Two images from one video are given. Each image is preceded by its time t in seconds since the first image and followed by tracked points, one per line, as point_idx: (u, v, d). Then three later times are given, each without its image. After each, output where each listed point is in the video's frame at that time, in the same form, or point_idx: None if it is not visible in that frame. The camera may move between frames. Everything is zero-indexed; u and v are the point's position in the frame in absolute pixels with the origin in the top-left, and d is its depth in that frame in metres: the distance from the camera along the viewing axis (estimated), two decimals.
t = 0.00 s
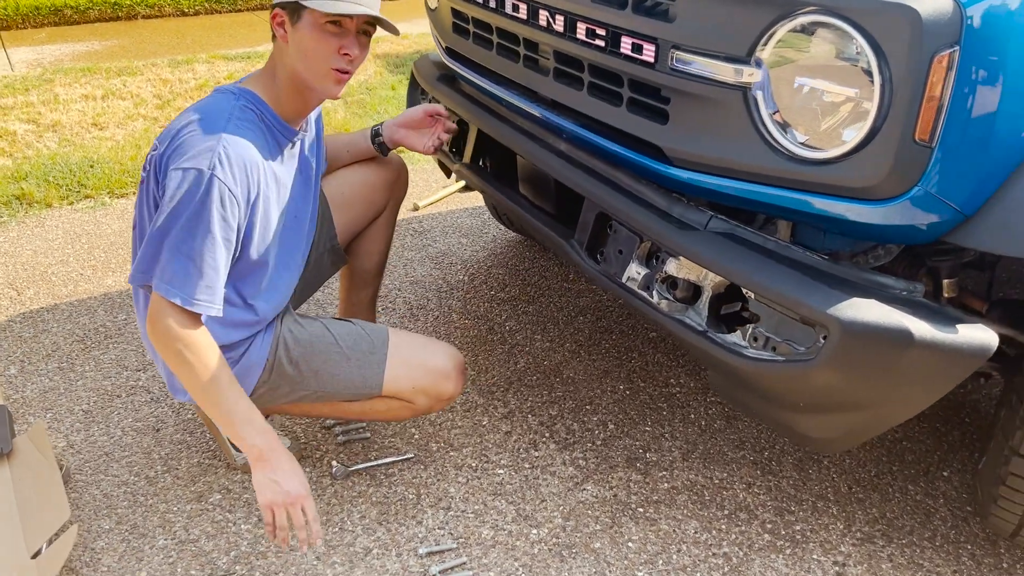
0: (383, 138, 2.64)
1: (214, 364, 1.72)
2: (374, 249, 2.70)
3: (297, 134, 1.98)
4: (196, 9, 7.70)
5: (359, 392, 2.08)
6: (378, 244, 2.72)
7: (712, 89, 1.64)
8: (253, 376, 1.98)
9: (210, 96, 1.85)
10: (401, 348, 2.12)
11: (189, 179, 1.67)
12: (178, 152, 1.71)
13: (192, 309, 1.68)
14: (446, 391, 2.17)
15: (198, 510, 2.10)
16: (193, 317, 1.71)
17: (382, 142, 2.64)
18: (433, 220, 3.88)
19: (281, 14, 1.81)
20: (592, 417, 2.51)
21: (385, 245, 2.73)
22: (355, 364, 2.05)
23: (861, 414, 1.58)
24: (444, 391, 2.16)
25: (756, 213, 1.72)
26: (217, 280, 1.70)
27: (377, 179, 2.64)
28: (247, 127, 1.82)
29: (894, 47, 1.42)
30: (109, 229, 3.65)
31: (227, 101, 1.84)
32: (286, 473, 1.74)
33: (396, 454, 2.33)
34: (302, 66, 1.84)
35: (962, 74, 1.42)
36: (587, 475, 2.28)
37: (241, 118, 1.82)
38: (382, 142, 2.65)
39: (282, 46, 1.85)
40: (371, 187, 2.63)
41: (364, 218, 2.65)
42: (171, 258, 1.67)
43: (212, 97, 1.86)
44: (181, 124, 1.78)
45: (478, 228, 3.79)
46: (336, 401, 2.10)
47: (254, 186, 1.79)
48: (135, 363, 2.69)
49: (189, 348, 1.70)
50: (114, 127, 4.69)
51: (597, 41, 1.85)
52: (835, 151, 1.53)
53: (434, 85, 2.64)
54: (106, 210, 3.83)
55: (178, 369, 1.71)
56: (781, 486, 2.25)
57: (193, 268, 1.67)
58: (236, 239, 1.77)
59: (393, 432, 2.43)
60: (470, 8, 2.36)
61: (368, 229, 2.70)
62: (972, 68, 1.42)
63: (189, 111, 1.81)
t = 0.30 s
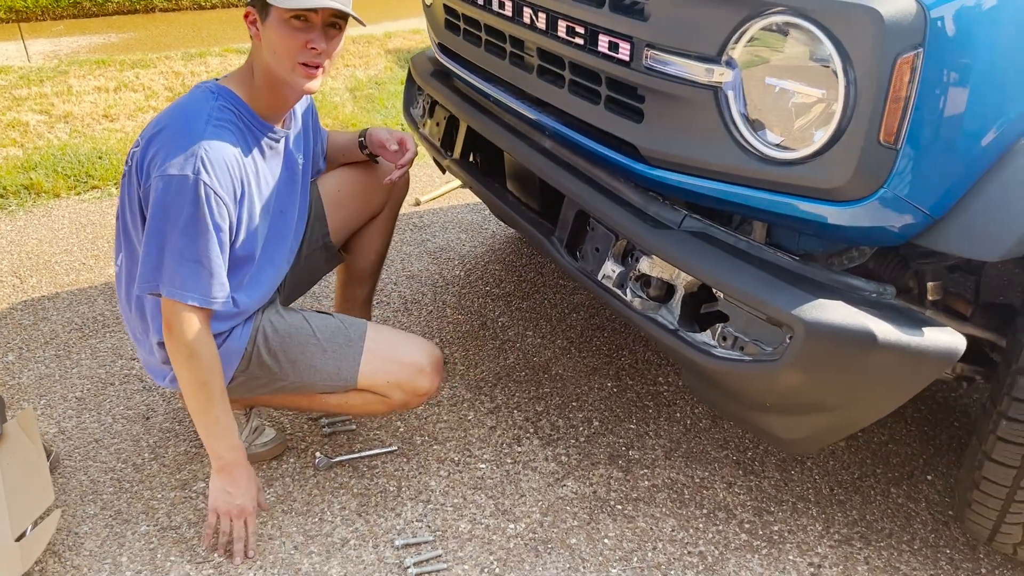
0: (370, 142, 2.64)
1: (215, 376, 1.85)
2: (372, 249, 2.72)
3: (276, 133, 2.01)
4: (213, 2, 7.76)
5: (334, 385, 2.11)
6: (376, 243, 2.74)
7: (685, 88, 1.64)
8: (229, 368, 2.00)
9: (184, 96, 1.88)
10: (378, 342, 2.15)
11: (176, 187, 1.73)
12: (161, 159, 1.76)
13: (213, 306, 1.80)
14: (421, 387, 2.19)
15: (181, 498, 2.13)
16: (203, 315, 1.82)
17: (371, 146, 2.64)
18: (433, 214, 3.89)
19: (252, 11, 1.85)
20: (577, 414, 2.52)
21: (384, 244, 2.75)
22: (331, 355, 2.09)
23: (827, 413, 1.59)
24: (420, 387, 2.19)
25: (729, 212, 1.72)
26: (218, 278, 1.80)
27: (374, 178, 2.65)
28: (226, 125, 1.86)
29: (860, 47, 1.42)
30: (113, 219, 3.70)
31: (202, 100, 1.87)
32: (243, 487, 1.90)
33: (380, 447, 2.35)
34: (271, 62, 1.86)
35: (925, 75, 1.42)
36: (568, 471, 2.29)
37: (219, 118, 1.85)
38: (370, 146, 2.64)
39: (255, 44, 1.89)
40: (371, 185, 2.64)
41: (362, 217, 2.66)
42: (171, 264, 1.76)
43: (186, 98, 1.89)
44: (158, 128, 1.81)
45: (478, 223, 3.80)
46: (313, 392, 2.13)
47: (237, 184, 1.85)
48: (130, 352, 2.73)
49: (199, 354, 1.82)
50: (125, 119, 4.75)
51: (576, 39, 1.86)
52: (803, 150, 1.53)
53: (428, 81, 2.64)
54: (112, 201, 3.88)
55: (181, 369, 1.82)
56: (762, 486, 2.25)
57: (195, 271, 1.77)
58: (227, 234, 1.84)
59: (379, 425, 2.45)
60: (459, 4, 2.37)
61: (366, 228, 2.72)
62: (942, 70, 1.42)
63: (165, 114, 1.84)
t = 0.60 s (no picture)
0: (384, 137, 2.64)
1: (218, 363, 1.89)
2: (387, 243, 2.74)
3: (286, 125, 2.05)
4: None
5: (337, 368, 2.14)
6: (392, 237, 2.76)
7: (690, 83, 1.65)
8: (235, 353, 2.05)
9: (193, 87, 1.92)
10: (379, 325, 2.17)
11: (179, 175, 1.77)
12: (166, 147, 1.80)
13: (214, 293, 1.84)
14: (424, 369, 2.21)
15: (192, 483, 2.17)
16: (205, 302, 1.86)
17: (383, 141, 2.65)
18: (449, 209, 3.91)
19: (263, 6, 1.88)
20: (584, 408, 2.53)
21: (399, 239, 2.76)
22: (333, 337, 2.12)
23: (827, 407, 1.60)
24: (423, 370, 2.20)
25: (735, 207, 1.73)
26: (219, 267, 1.83)
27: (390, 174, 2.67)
28: (232, 116, 1.90)
29: (864, 42, 1.42)
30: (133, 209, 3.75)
31: (210, 91, 1.91)
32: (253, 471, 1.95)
33: (388, 437, 2.38)
34: (280, 56, 1.89)
35: (929, 71, 1.42)
36: (574, 464, 2.30)
37: (225, 109, 1.89)
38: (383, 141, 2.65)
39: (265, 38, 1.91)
40: (386, 181, 2.66)
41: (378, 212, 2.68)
42: (173, 251, 1.80)
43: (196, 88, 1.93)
44: (165, 116, 1.85)
45: (493, 218, 3.81)
46: (316, 375, 2.16)
47: (240, 175, 1.89)
48: (145, 340, 2.77)
49: (200, 340, 1.85)
50: (147, 112, 4.82)
51: (585, 33, 1.87)
52: (807, 145, 1.53)
53: (441, 76, 2.65)
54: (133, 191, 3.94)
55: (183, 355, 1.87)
56: (767, 482, 2.25)
57: (196, 259, 1.81)
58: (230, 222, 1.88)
59: (388, 415, 2.48)
60: None
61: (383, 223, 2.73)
62: (949, 67, 1.42)
63: (174, 103, 1.88)
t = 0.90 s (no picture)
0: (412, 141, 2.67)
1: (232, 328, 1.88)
2: (408, 240, 2.72)
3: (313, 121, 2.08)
4: None
5: (355, 367, 2.16)
6: (413, 235, 2.74)
7: (712, 83, 1.64)
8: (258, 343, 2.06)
9: (223, 87, 1.93)
10: (397, 325, 2.18)
11: (198, 172, 1.77)
12: (188, 143, 1.80)
13: (218, 293, 1.85)
14: (440, 370, 2.23)
15: (210, 476, 2.19)
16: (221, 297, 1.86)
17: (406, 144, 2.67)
18: (468, 206, 3.91)
19: (316, 16, 1.87)
20: (601, 408, 2.52)
21: (420, 237, 2.74)
22: (351, 337, 2.13)
23: (847, 410, 1.59)
24: (439, 371, 2.23)
25: (755, 208, 1.71)
26: (225, 268, 1.84)
27: (412, 171, 2.66)
28: (253, 117, 1.90)
29: (888, 44, 1.40)
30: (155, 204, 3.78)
31: (237, 94, 1.92)
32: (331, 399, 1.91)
33: (405, 434, 2.38)
34: (334, 64, 1.94)
35: (954, 72, 1.40)
36: (590, 464, 2.29)
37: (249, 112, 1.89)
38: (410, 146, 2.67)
39: (313, 45, 1.92)
40: (409, 176, 2.65)
41: (398, 209, 2.67)
42: (183, 245, 1.81)
43: (225, 89, 1.93)
44: (192, 112, 1.86)
45: (512, 216, 3.81)
46: (333, 372, 2.18)
47: (257, 180, 1.88)
48: (166, 334, 2.80)
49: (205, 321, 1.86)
50: (170, 107, 4.86)
51: (606, 33, 1.86)
52: (829, 147, 1.52)
53: (463, 73, 2.65)
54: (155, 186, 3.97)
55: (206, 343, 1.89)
56: (785, 485, 2.24)
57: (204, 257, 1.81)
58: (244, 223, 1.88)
59: (405, 412, 2.48)
60: None
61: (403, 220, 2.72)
62: (975, 69, 1.40)
63: (201, 101, 1.89)
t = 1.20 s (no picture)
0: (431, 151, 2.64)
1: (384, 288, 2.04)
2: (414, 234, 2.74)
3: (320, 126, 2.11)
4: None
5: (372, 354, 2.25)
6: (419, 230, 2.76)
7: (724, 87, 1.64)
8: (271, 340, 2.15)
9: (228, 100, 1.93)
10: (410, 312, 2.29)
11: (256, 190, 1.81)
12: (228, 168, 1.82)
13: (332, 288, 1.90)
14: (454, 355, 2.32)
15: (223, 473, 2.21)
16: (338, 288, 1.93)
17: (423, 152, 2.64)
18: (482, 206, 3.92)
19: (338, 39, 1.88)
20: (613, 409, 2.53)
21: (427, 231, 2.76)
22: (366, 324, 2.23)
23: (858, 415, 1.58)
24: (452, 356, 2.32)
25: (767, 212, 1.71)
26: (331, 260, 1.89)
27: (418, 165, 2.67)
28: (273, 121, 1.92)
29: (900, 49, 1.40)
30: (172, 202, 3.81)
31: (245, 101, 1.92)
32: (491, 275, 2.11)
33: (416, 433, 2.40)
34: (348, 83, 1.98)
35: (968, 78, 1.39)
36: (600, 465, 2.30)
37: (265, 116, 1.90)
38: (429, 155, 2.64)
39: (327, 65, 1.94)
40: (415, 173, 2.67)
41: (404, 204, 2.69)
42: (279, 267, 1.86)
43: (229, 101, 1.93)
44: (210, 135, 1.86)
45: (525, 216, 3.82)
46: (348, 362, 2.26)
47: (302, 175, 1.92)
48: (181, 331, 2.83)
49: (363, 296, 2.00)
50: (187, 105, 4.89)
51: (620, 35, 1.87)
52: (842, 151, 1.51)
53: (477, 74, 2.64)
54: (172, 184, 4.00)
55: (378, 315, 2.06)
56: (795, 489, 2.23)
57: (307, 264, 1.85)
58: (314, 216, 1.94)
59: (416, 411, 2.50)
60: None
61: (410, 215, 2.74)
62: (989, 75, 1.39)
63: (211, 121, 1.88)
